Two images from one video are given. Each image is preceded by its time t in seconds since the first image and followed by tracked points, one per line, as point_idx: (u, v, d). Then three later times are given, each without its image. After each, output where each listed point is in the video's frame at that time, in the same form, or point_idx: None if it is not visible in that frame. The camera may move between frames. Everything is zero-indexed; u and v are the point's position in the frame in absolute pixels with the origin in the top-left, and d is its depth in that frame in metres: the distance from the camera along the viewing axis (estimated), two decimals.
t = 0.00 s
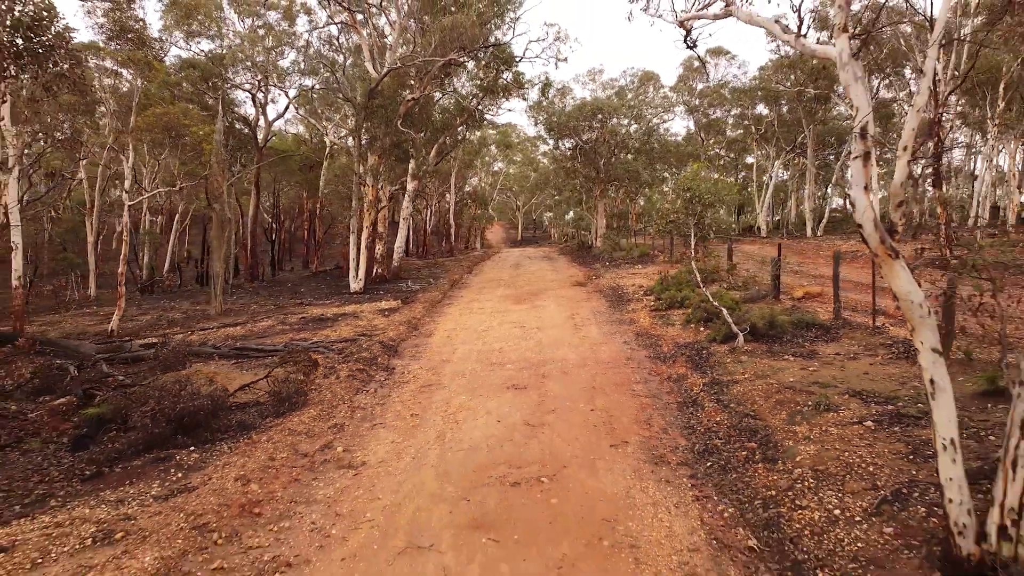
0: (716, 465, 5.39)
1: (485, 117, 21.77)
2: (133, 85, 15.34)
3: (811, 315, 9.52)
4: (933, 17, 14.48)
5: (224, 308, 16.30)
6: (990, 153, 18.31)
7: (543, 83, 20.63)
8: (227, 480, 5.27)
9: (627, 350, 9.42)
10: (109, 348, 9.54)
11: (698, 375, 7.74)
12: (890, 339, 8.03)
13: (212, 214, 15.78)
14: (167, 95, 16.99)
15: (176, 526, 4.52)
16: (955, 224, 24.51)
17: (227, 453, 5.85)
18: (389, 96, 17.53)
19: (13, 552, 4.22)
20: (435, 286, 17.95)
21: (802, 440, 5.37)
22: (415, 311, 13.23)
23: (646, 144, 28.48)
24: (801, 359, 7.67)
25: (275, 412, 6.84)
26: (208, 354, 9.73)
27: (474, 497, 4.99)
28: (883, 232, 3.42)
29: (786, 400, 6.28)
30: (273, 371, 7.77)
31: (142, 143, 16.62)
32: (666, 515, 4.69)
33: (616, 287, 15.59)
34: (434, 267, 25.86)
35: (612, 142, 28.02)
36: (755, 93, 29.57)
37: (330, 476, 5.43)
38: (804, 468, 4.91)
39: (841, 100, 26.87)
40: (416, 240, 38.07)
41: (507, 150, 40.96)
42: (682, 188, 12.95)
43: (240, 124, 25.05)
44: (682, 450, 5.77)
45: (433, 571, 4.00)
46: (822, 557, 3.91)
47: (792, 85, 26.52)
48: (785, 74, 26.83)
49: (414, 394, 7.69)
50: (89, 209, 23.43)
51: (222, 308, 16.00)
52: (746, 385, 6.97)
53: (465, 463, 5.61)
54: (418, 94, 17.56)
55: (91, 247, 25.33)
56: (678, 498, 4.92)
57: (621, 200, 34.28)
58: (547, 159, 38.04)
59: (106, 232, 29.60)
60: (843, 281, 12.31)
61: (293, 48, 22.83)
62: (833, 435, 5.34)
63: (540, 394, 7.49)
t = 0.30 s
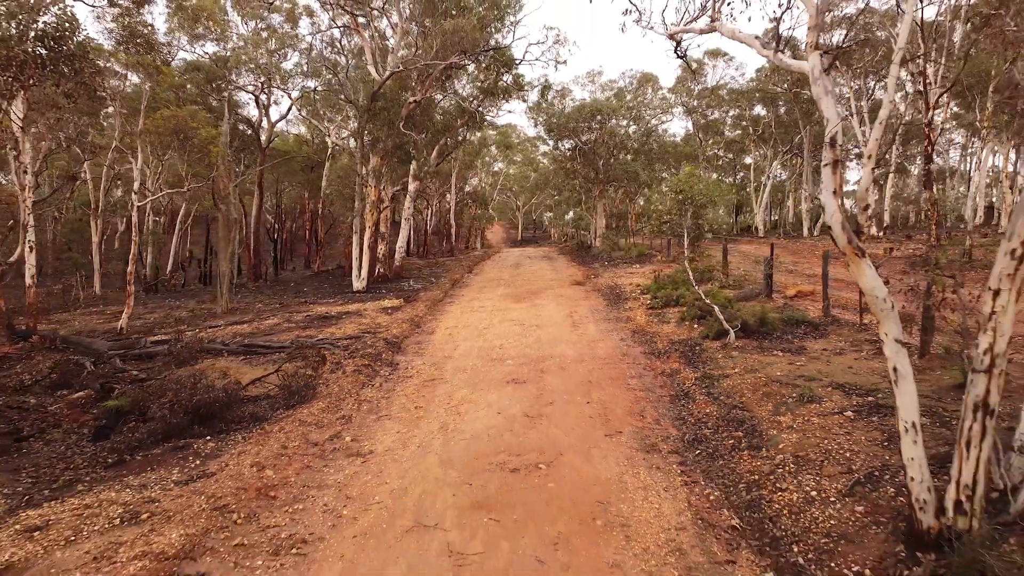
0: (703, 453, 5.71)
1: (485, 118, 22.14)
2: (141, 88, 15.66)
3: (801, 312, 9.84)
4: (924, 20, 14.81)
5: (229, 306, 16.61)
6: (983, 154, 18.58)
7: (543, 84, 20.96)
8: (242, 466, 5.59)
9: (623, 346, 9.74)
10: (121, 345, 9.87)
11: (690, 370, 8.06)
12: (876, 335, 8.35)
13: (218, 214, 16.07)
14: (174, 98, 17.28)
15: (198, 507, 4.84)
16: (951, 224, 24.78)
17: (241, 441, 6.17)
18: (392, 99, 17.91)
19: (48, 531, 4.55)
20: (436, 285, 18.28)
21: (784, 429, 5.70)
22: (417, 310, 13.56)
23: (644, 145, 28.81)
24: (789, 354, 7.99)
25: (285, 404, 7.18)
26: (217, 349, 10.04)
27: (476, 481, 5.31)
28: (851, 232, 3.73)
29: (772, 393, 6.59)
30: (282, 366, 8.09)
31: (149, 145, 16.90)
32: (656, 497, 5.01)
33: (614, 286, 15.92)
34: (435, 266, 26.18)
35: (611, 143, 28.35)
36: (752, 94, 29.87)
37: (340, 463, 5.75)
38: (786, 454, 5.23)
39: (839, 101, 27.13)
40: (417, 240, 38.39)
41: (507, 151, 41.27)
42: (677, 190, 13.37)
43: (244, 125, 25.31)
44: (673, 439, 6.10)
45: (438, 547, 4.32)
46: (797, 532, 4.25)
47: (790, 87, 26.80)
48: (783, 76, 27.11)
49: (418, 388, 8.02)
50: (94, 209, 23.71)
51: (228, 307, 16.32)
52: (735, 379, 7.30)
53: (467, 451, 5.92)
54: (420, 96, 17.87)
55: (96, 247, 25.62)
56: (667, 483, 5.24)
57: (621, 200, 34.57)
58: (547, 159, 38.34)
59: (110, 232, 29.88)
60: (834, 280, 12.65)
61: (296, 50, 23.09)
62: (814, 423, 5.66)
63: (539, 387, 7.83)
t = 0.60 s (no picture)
0: (694, 445, 5.97)
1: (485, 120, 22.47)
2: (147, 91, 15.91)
3: (793, 311, 10.10)
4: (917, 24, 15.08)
5: (232, 306, 16.85)
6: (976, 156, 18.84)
7: (542, 86, 21.23)
8: (253, 457, 5.85)
9: (619, 344, 10.00)
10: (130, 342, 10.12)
11: (684, 367, 8.31)
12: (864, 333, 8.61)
13: (222, 215, 16.32)
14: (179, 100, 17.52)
15: (212, 494, 5.10)
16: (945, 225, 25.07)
17: (251, 434, 6.43)
18: (393, 101, 18.23)
19: (73, 516, 4.81)
20: (437, 285, 18.55)
21: (772, 421, 5.96)
22: (418, 309, 13.81)
23: (643, 145, 29.05)
24: (779, 352, 8.24)
25: (292, 399, 7.44)
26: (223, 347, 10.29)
27: (477, 471, 5.57)
28: (828, 235, 3.98)
29: (762, 388, 6.85)
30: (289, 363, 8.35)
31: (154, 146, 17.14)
32: (648, 486, 5.27)
33: (611, 285, 16.20)
34: (435, 266, 26.46)
35: (610, 144, 28.61)
36: (750, 96, 30.12)
37: (347, 454, 6.00)
38: (773, 446, 5.49)
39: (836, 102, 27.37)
40: (417, 240, 38.67)
41: (507, 151, 41.55)
42: (673, 192, 13.74)
43: (247, 127, 25.57)
44: (666, 432, 6.35)
45: (442, 531, 4.59)
46: (780, 517, 4.50)
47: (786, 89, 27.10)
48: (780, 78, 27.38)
49: (421, 384, 8.27)
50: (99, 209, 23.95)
51: (231, 306, 16.57)
52: (727, 375, 7.56)
53: (468, 443, 6.18)
54: (421, 99, 18.14)
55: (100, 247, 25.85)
56: (659, 472, 5.50)
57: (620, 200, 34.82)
58: (547, 160, 38.62)
59: (113, 232, 30.11)
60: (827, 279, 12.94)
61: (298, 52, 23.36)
62: (800, 416, 5.92)
63: (537, 384, 8.08)
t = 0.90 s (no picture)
0: (685, 436, 6.29)
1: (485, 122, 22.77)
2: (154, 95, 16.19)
3: (784, 310, 10.43)
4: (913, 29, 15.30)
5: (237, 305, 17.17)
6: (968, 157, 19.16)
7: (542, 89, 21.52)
8: (266, 448, 6.17)
9: (615, 342, 10.32)
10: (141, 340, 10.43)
11: (677, 363, 8.62)
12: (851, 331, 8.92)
13: (227, 216, 16.63)
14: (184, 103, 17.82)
15: (229, 481, 5.42)
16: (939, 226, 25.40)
17: (263, 427, 6.75)
18: (395, 104, 18.53)
19: (100, 502, 5.13)
20: (438, 284, 18.88)
21: (758, 414, 6.28)
22: (420, 308, 14.13)
23: (641, 147, 29.36)
24: (769, 349, 8.55)
25: (301, 393, 7.76)
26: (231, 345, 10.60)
27: (478, 460, 5.89)
28: (803, 238, 4.29)
29: (750, 383, 7.16)
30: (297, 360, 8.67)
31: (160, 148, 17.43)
32: (639, 474, 5.60)
33: (609, 285, 16.53)
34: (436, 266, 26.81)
35: (609, 145, 28.90)
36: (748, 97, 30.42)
37: (355, 445, 6.33)
38: (758, 437, 5.80)
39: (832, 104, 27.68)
40: (418, 240, 39.01)
41: (507, 152, 41.85)
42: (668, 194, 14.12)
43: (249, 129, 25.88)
44: (658, 425, 6.67)
45: (446, 515, 4.91)
46: (762, 502, 4.82)
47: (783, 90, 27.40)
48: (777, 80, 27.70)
49: (424, 380, 8.59)
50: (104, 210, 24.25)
51: (236, 306, 16.88)
52: (717, 371, 7.87)
53: (470, 435, 6.50)
54: (422, 102, 18.43)
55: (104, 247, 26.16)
56: (651, 462, 5.82)
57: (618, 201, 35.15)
58: (547, 161, 38.95)
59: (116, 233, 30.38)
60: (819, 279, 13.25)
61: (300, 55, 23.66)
62: (785, 409, 6.24)
63: (536, 379, 8.40)
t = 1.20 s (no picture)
0: (677, 429, 6.56)
1: (485, 124, 23.02)
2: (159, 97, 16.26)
3: (777, 309, 10.68)
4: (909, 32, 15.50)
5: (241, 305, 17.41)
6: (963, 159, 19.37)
7: (541, 91, 21.78)
8: (275, 441, 6.42)
9: (612, 340, 10.60)
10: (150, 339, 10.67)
11: (672, 361, 8.89)
12: (842, 330, 9.18)
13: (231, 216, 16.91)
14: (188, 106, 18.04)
15: (241, 472, 5.67)
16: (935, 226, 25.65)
17: (271, 422, 7.00)
18: (397, 107, 18.76)
19: (119, 491, 5.39)
20: (439, 284, 19.13)
21: (748, 408, 6.55)
22: (422, 308, 14.39)
23: (640, 148, 29.61)
24: (762, 347, 8.81)
25: (307, 390, 8.00)
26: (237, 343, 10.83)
27: (479, 452, 6.15)
28: (786, 240, 4.55)
29: (741, 380, 7.42)
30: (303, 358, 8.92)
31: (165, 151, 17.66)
32: (633, 465, 5.86)
33: (608, 285, 16.81)
34: (437, 266, 27.09)
35: (608, 146, 29.13)
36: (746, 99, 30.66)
37: (360, 439, 6.58)
38: (748, 430, 6.05)
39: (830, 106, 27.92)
40: (419, 240, 39.26)
41: (508, 153, 42.11)
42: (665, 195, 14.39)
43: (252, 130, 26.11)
44: (653, 419, 6.93)
45: (449, 502, 5.17)
46: (749, 490, 5.07)
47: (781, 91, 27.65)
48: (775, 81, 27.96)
49: (426, 377, 8.84)
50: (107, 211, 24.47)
51: (241, 305, 17.13)
52: (711, 367, 8.13)
53: (472, 429, 6.76)
54: (423, 104, 18.66)
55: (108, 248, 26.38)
56: (644, 453, 6.08)
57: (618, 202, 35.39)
58: (547, 161, 39.22)
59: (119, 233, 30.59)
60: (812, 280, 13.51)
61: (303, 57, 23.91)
62: (774, 404, 6.50)
63: (536, 377, 8.63)
